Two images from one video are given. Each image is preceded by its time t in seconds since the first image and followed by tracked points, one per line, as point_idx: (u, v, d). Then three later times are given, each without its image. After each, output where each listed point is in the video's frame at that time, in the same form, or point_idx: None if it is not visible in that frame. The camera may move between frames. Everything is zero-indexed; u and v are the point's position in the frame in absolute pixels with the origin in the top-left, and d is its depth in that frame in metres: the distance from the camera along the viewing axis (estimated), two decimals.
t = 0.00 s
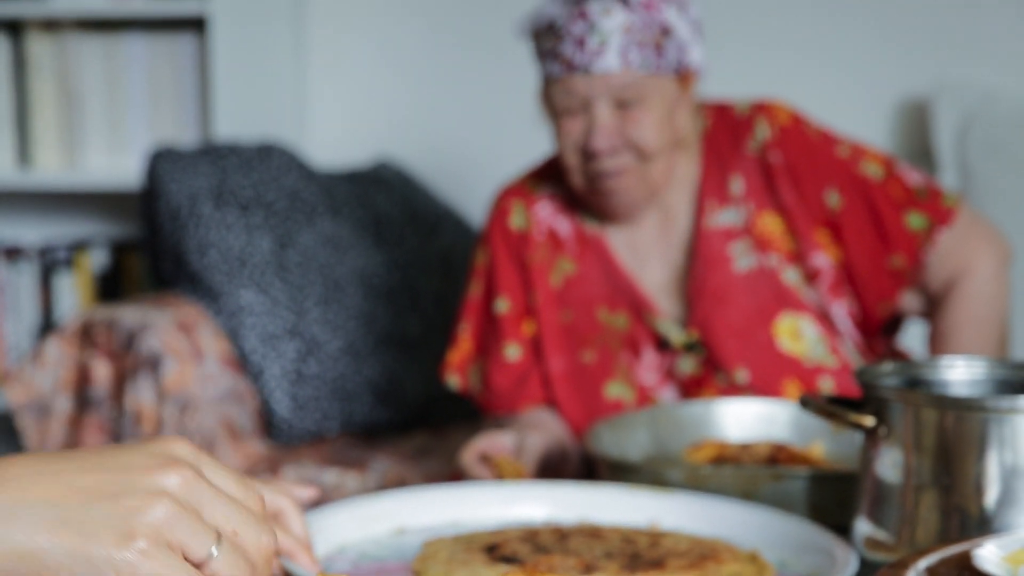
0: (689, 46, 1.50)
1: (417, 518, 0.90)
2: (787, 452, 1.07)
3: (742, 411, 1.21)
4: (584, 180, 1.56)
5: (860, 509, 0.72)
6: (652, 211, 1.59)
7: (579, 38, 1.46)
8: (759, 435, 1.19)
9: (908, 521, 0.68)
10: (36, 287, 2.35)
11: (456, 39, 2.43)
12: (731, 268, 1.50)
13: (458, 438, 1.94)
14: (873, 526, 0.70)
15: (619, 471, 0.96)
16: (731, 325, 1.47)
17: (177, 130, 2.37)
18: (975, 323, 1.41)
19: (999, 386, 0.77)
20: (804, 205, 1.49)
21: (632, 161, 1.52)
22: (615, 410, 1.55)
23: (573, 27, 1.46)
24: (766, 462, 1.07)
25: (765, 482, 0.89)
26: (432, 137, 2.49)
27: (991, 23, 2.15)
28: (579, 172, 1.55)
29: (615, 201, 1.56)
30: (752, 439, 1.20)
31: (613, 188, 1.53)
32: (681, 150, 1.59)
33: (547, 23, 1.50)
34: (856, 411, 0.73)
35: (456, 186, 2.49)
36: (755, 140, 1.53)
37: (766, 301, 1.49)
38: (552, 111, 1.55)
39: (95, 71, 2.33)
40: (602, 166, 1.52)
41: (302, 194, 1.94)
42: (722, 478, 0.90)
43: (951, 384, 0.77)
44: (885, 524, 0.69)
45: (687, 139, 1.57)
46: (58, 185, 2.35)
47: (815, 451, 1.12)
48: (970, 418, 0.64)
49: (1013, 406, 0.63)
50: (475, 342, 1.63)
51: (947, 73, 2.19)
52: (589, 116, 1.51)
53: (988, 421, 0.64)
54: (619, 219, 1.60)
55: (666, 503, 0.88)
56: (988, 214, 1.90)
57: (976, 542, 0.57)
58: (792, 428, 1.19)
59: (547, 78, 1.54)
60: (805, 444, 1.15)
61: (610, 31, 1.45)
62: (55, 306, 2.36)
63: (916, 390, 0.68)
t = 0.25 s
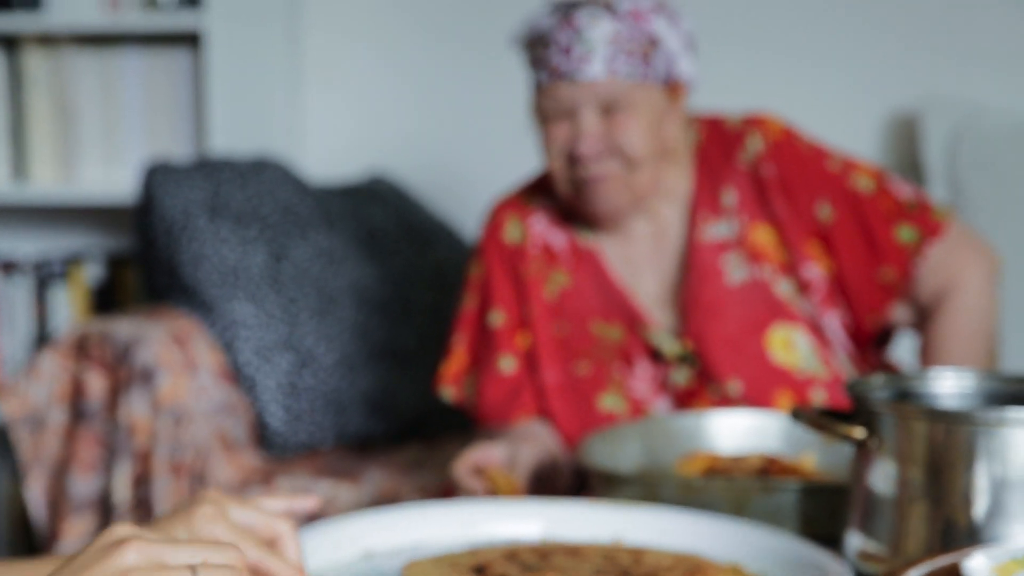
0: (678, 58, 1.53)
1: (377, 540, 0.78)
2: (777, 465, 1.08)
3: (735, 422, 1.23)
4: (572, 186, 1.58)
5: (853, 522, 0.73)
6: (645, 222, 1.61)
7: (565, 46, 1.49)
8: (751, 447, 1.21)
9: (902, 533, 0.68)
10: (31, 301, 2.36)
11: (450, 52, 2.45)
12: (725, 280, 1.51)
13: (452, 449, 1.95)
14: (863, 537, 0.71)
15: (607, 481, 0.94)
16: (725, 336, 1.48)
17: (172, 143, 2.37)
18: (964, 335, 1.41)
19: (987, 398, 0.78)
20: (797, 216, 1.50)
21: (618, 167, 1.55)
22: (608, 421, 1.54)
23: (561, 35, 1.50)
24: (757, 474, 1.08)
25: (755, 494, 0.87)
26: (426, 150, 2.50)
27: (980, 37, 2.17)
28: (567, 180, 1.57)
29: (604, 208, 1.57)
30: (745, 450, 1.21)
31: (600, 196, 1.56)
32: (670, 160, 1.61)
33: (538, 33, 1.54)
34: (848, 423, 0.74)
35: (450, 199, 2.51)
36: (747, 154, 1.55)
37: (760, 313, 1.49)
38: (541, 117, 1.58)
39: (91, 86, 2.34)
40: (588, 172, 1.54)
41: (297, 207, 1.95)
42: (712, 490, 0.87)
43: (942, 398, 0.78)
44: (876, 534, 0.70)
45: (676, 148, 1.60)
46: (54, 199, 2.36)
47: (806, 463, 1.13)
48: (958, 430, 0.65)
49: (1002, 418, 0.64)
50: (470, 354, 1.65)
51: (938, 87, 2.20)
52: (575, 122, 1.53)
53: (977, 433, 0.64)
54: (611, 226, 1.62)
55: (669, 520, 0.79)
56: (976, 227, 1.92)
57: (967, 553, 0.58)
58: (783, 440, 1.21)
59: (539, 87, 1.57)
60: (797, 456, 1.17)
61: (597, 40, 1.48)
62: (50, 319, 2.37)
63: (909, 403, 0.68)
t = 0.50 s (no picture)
0: (663, 58, 1.55)
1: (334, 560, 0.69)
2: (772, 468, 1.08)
3: (728, 426, 1.22)
4: (560, 187, 1.58)
5: (848, 528, 0.73)
6: (636, 227, 1.61)
7: (549, 45, 1.51)
8: (745, 451, 1.20)
9: (896, 537, 0.68)
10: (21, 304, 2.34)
11: (442, 55, 2.44)
12: (718, 283, 1.50)
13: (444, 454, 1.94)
14: (859, 543, 0.71)
15: (604, 484, 0.95)
16: (718, 340, 1.48)
17: (162, 147, 2.38)
18: (955, 338, 1.41)
19: (983, 401, 0.77)
20: (789, 221, 1.50)
21: (604, 168, 1.55)
22: (600, 426, 1.53)
23: (544, 34, 1.52)
24: (752, 478, 1.07)
25: (749, 497, 0.88)
26: (418, 153, 2.49)
27: (971, 40, 2.17)
28: (554, 180, 1.58)
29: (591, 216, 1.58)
30: (739, 453, 1.20)
31: (586, 196, 1.56)
32: (658, 163, 1.60)
33: (523, 34, 1.56)
34: (841, 426, 0.74)
35: (442, 203, 2.50)
36: (739, 156, 1.54)
37: (753, 316, 1.49)
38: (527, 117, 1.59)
39: (82, 88, 2.34)
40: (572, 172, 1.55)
41: (289, 210, 1.95)
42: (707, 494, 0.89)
43: (937, 401, 0.77)
44: (871, 540, 0.70)
45: (664, 151, 1.60)
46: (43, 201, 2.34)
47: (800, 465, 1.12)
48: (953, 434, 0.64)
49: (997, 422, 0.63)
50: (462, 359, 1.66)
51: (931, 90, 2.20)
52: (559, 120, 1.54)
53: (972, 437, 0.64)
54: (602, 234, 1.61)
55: (658, 535, 0.71)
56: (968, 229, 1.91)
57: (961, 557, 0.56)
58: (778, 443, 1.19)
59: (524, 87, 1.58)
60: (791, 458, 1.16)
61: (580, 38, 1.50)
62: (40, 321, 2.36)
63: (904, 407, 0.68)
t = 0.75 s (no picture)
0: (657, 54, 1.53)
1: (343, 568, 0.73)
2: (771, 468, 1.06)
3: (726, 427, 1.19)
4: (554, 189, 1.56)
5: (849, 533, 0.71)
6: (629, 226, 1.58)
7: (542, 41, 1.49)
8: (744, 453, 1.17)
9: (898, 541, 0.66)
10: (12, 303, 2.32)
11: (437, 53, 2.42)
12: (713, 283, 1.49)
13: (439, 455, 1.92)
14: (860, 546, 0.69)
15: (602, 485, 0.94)
16: (712, 341, 1.46)
17: (154, 144, 2.37)
18: (957, 340, 1.40)
19: (986, 402, 0.75)
20: (785, 222, 1.47)
21: (598, 166, 1.54)
22: (594, 426, 1.52)
23: (537, 31, 1.50)
24: (751, 480, 1.05)
25: (748, 499, 0.87)
26: (411, 152, 2.47)
27: (973, 37, 2.14)
28: (549, 179, 1.56)
29: (585, 218, 1.55)
30: (738, 455, 1.17)
31: (581, 196, 1.54)
32: (649, 162, 1.58)
33: (515, 30, 1.54)
34: (841, 428, 0.72)
35: (436, 203, 2.47)
36: (735, 154, 1.52)
37: (748, 317, 1.47)
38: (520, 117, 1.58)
39: (72, 84, 2.33)
40: (566, 170, 1.53)
41: (281, 208, 1.92)
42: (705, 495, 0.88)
43: (937, 401, 0.75)
44: (872, 543, 0.68)
45: (655, 148, 1.58)
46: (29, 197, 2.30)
47: (802, 467, 1.10)
48: (956, 434, 0.62)
49: (1000, 422, 0.60)
50: (454, 360, 1.64)
51: (931, 86, 2.17)
52: (554, 118, 1.53)
53: (975, 438, 0.62)
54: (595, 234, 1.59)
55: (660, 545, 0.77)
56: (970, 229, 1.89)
57: (962, 561, 0.55)
58: (777, 445, 1.17)
59: (515, 83, 1.56)
60: (792, 462, 1.14)
61: (573, 33, 1.47)
62: (30, 321, 2.34)
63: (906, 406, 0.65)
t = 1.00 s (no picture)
0: (655, 52, 1.53)
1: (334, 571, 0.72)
2: (768, 469, 1.05)
3: (723, 428, 1.18)
4: (551, 189, 1.56)
5: (846, 534, 0.70)
6: (626, 225, 1.56)
7: (541, 41, 1.48)
8: (741, 454, 1.16)
9: (898, 542, 0.65)
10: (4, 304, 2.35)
11: (432, 51, 2.40)
12: (709, 283, 1.48)
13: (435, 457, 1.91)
14: (858, 549, 0.68)
15: (598, 486, 0.92)
16: (709, 341, 1.46)
17: (147, 143, 2.36)
18: (955, 339, 1.40)
19: (984, 402, 0.74)
20: (782, 221, 1.46)
21: (597, 164, 1.53)
22: (591, 426, 1.51)
23: (535, 30, 1.49)
24: (748, 481, 1.05)
25: (744, 500, 0.86)
26: (406, 151, 2.45)
27: (972, 35, 2.13)
28: (547, 178, 1.55)
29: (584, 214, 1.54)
30: (734, 456, 1.16)
31: (577, 196, 1.53)
32: (648, 159, 1.56)
33: (513, 28, 1.52)
34: (837, 428, 0.71)
35: (432, 203, 2.46)
36: (733, 153, 1.50)
37: (745, 316, 1.47)
38: (518, 117, 1.57)
39: (64, 83, 2.32)
40: (567, 169, 1.52)
41: (276, 208, 1.92)
42: (701, 496, 0.87)
43: (935, 401, 0.74)
44: (870, 545, 0.67)
45: (655, 146, 1.56)
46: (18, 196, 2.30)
47: (799, 469, 1.09)
48: (955, 434, 0.61)
49: (998, 424, 0.60)
50: (449, 360, 1.64)
51: (929, 85, 2.16)
52: (554, 118, 1.52)
53: (974, 438, 0.61)
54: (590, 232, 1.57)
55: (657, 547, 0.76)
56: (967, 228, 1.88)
57: (961, 564, 0.54)
58: (774, 445, 1.16)
59: (512, 83, 1.56)
60: (790, 463, 1.13)
61: (573, 30, 1.46)
62: (21, 322, 2.35)
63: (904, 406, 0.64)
